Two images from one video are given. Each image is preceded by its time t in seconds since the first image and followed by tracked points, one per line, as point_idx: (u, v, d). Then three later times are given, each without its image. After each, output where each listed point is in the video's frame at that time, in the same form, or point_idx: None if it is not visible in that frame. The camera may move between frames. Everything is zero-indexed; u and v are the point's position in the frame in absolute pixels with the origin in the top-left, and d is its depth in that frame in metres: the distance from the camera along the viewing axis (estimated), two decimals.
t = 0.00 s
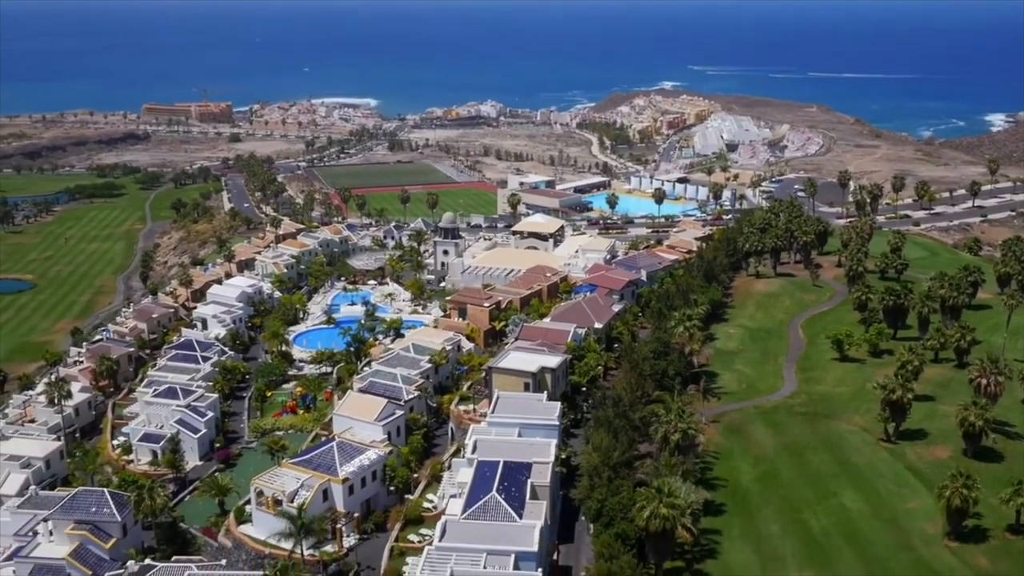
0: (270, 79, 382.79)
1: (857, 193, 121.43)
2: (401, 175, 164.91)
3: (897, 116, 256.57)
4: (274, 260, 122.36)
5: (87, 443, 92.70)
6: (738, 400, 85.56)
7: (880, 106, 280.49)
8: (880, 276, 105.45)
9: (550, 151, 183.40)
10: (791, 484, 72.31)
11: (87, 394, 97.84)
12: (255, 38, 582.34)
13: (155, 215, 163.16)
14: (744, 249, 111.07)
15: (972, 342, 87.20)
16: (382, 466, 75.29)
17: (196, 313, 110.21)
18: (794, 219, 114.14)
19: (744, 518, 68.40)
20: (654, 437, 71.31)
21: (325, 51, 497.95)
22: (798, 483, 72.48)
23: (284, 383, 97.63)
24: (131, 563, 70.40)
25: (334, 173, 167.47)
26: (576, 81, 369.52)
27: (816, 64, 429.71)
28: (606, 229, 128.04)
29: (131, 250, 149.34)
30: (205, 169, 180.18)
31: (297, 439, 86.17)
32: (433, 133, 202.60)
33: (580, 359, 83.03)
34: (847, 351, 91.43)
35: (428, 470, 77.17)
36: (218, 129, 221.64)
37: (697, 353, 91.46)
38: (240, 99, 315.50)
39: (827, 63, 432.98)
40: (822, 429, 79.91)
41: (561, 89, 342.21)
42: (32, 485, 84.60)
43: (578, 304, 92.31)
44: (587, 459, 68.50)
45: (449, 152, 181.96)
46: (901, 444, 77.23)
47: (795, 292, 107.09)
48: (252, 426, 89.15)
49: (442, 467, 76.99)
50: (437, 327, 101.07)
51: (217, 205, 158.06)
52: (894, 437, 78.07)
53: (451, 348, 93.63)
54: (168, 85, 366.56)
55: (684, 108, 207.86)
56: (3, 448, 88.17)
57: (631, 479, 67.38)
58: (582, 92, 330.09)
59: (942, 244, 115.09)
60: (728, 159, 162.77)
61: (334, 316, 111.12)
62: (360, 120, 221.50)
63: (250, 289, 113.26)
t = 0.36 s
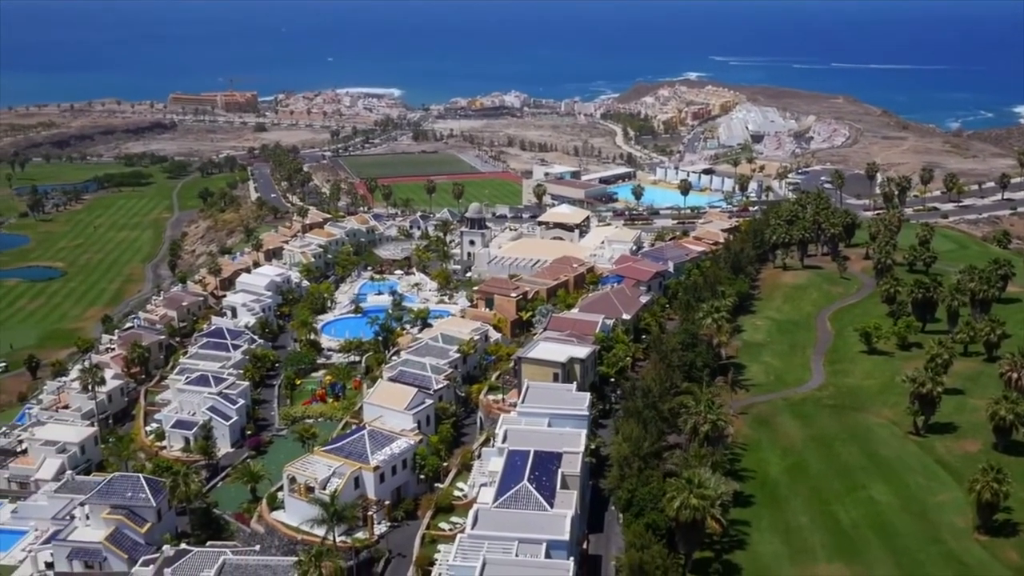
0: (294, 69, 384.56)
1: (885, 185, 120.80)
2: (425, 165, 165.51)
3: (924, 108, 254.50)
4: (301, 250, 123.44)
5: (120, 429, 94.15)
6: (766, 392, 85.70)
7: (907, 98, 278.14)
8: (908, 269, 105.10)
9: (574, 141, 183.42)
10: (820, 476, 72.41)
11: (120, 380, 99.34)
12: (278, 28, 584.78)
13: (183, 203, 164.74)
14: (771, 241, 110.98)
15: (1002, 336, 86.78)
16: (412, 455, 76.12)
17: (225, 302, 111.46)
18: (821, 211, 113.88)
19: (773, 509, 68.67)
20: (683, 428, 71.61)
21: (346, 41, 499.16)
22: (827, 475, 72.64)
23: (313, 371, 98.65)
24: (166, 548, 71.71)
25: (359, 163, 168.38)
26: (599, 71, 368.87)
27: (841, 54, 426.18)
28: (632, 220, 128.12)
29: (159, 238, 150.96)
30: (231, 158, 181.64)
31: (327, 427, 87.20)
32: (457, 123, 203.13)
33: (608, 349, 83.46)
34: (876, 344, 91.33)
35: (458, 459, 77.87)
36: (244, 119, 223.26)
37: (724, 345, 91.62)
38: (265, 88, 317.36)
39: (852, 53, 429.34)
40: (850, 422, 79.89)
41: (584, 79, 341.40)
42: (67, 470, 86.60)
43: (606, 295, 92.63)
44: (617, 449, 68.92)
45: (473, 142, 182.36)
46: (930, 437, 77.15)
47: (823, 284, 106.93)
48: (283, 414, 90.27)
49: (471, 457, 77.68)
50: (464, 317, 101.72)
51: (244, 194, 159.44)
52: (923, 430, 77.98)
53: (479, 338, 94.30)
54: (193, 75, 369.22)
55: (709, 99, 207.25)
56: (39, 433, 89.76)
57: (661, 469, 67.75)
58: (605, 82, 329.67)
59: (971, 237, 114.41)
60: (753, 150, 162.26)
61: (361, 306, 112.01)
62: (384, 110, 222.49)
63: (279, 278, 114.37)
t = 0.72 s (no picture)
0: (317, 60, 386.23)
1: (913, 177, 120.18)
2: (450, 156, 166.07)
3: (951, 99, 252.43)
4: (329, 240, 124.41)
5: (153, 417, 95.51)
6: (794, 384, 85.72)
7: (934, 89, 275.78)
8: (937, 263, 104.66)
9: (598, 132, 183.36)
10: (849, 469, 72.44)
11: (151, 368, 100.62)
12: (300, 18, 586.71)
13: (209, 193, 166.09)
14: (798, 234, 110.82)
15: None
16: (442, 444, 76.85)
17: (254, 291, 112.56)
18: (849, 204, 113.48)
19: (802, 502, 68.85)
20: (712, 420, 71.82)
21: (368, 32, 500.32)
22: (856, 467, 72.66)
23: (342, 361, 99.58)
24: (201, 534, 72.83)
25: (384, 154, 169.19)
26: (621, 62, 368.01)
27: (866, 45, 422.69)
28: (657, 212, 128.18)
29: (187, 228, 152.49)
30: (257, 149, 183.02)
31: (356, 415, 88.11)
32: (480, 113, 203.57)
33: (637, 341, 83.78)
34: (904, 337, 91.07)
35: (488, 450, 78.52)
36: (269, 110, 224.78)
37: (752, 337, 91.67)
38: (289, 79, 319.28)
39: (877, 44, 425.73)
40: (879, 415, 79.81)
41: (607, 70, 340.47)
42: (102, 457, 88.03)
43: (634, 287, 92.87)
44: (647, 441, 69.28)
45: (497, 133, 182.67)
46: (960, 431, 76.98)
47: (850, 278, 106.70)
48: (313, 403, 91.28)
49: (500, 447, 78.34)
50: (491, 308, 102.19)
51: (270, 184, 160.70)
52: (953, 424, 77.81)
53: (507, 329, 94.88)
54: (217, 66, 371.82)
55: (733, 90, 206.56)
56: (73, 420, 91.24)
57: (690, 460, 68.04)
58: (628, 72, 328.87)
59: (1000, 230, 113.69)
60: (779, 141, 161.69)
61: (388, 296, 112.83)
62: (408, 100, 223.32)
63: (307, 268, 115.38)
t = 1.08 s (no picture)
0: (338, 49, 387.29)
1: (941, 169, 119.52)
2: (474, 146, 166.44)
3: (977, 90, 250.29)
4: (354, 229, 125.18)
5: (183, 403, 96.72)
6: (821, 376, 85.78)
7: (960, 80, 273.32)
8: (965, 255, 104.24)
9: (621, 122, 183.13)
10: (877, 461, 72.48)
11: (180, 355, 101.83)
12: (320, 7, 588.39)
13: (234, 182, 167.30)
14: (825, 225, 110.62)
15: None
16: (471, 432, 77.57)
17: (281, 279, 113.58)
18: (875, 195, 113.13)
19: (831, 493, 69.01)
20: (741, 411, 72.02)
21: (389, 21, 500.86)
22: (884, 459, 72.69)
23: (368, 349, 100.39)
24: (233, 519, 74.03)
25: (408, 143, 169.77)
26: (643, 52, 367.00)
27: (890, 35, 419.00)
28: (682, 202, 128.15)
29: (212, 216, 153.73)
30: (280, 138, 184.15)
31: (385, 403, 88.97)
32: (503, 103, 203.82)
33: (664, 331, 84.03)
34: (932, 329, 90.90)
35: (517, 438, 79.14)
36: (292, 99, 226.03)
37: (779, 329, 91.69)
38: (312, 67, 320.42)
39: (902, 34, 421.87)
40: (907, 407, 79.73)
41: (629, 59, 339.50)
42: (134, 442, 89.11)
43: (661, 278, 93.04)
44: (677, 430, 69.57)
45: (520, 122, 182.76)
46: (989, 424, 76.82)
47: (877, 269, 106.47)
48: (341, 390, 92.18)
49: (529, 435, 78.92)
50: (517, 297, 102.66)
51: (294, 173, 161.71)
52: (982, 417, 77.65)
53: (534, 319, 95.37)
54: (239, 55, 373.81)
55: (757, 80, 205.69)
56: (106, 405, 92.45)
57: (719, 451, 68.28)
58: (650, 62, 327.84)
59: None
60: (804, 131, 160.97)
61: (414, 285, 113.48)
62: (430, 90, 223.89)
63: (333, 257, 116.27)
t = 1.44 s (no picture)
0: (358, 39, 388.51)
1: (969, 161, 118.93)
2: (496, 136, 166.77)
3: (1002, 81, 248.40)
4: (379, 219, 125.95)
5: (212, 391, 97.85)
6: (848, 368, 85.80)
7: (985, 70, 271.11)
8: (992, 248, 103.85)
9: (643, 113, 182.96)
10: (905, 454, 72.52)
11: (209, 343, 102.91)
12: None
13: (258, 171, 168.40)
14: (850, 217, 110.42)
15: None
16: (499, 422, 78.22)
17: (307, 269, 114.47)
18: (902, 187, 112.67)
19: (859, 485, 69.19)
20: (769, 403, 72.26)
21: (408, 11, 501.48)
22: (912, 452, 72.72)
23: (394, 338, 101.14)
24: (264, 506, 74.80)
25: (430, 133, 170.33)
26: (663, 42, 365.82)
27: (912, 25, 415.63)
28: (706, 193, 128.07)
29: (236, 205, 154.87)
30: (303, 128, 185.12)
31: (412, 393, 89.76)
32: (524, 93, 204.05)
33: (691, 323, 84.31)
34: (959, 323, 90.67)
35: (544, 429, 79.75)
36: (314, 89, 227.20)
37: (805, 321, 91.72)
38: (333, 57, 321.94)
39: (925, 24, 418.16)
40: (935, 400, 79.67)
41: (650, 49, 338.49)
42: (165, 430, 90.21)
43: (687, 269, 93.24)
44: (705, 422, 69.90)
45: (542, 113, 182.86)
46: (1017, 417, 76.68)
47: (903, 262, 106.27)
48: (368, 379, 93.04)
49: (556, 426, 79.55)
50: (542, 288, 102.99)
51: (318, 163, 162.69)
52: (1010, 411, 77.50)
53: (559, 310, 95.84)
54: (260, 45, 375.66)
55: (780, 70, 204.92)
56: (136, 392, 93.57)
57: (748, 443, 68.56)
58: (671, 52, 326.80)
59: None
60: (828, 123, 160.36)
61: (438, 275, 114.11)
62: (452, 80, 224.50)
63: (358, 247, 117.06)
